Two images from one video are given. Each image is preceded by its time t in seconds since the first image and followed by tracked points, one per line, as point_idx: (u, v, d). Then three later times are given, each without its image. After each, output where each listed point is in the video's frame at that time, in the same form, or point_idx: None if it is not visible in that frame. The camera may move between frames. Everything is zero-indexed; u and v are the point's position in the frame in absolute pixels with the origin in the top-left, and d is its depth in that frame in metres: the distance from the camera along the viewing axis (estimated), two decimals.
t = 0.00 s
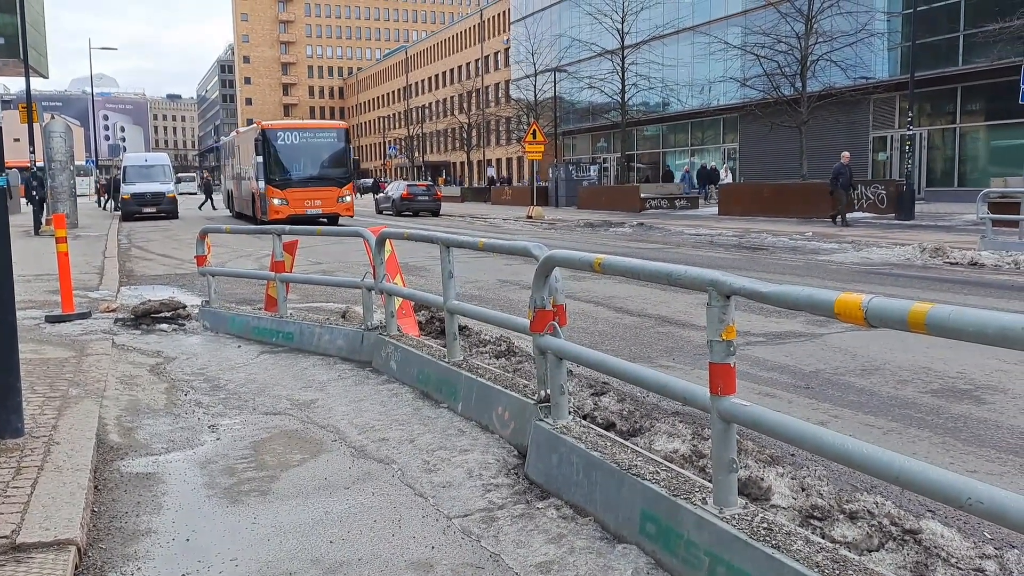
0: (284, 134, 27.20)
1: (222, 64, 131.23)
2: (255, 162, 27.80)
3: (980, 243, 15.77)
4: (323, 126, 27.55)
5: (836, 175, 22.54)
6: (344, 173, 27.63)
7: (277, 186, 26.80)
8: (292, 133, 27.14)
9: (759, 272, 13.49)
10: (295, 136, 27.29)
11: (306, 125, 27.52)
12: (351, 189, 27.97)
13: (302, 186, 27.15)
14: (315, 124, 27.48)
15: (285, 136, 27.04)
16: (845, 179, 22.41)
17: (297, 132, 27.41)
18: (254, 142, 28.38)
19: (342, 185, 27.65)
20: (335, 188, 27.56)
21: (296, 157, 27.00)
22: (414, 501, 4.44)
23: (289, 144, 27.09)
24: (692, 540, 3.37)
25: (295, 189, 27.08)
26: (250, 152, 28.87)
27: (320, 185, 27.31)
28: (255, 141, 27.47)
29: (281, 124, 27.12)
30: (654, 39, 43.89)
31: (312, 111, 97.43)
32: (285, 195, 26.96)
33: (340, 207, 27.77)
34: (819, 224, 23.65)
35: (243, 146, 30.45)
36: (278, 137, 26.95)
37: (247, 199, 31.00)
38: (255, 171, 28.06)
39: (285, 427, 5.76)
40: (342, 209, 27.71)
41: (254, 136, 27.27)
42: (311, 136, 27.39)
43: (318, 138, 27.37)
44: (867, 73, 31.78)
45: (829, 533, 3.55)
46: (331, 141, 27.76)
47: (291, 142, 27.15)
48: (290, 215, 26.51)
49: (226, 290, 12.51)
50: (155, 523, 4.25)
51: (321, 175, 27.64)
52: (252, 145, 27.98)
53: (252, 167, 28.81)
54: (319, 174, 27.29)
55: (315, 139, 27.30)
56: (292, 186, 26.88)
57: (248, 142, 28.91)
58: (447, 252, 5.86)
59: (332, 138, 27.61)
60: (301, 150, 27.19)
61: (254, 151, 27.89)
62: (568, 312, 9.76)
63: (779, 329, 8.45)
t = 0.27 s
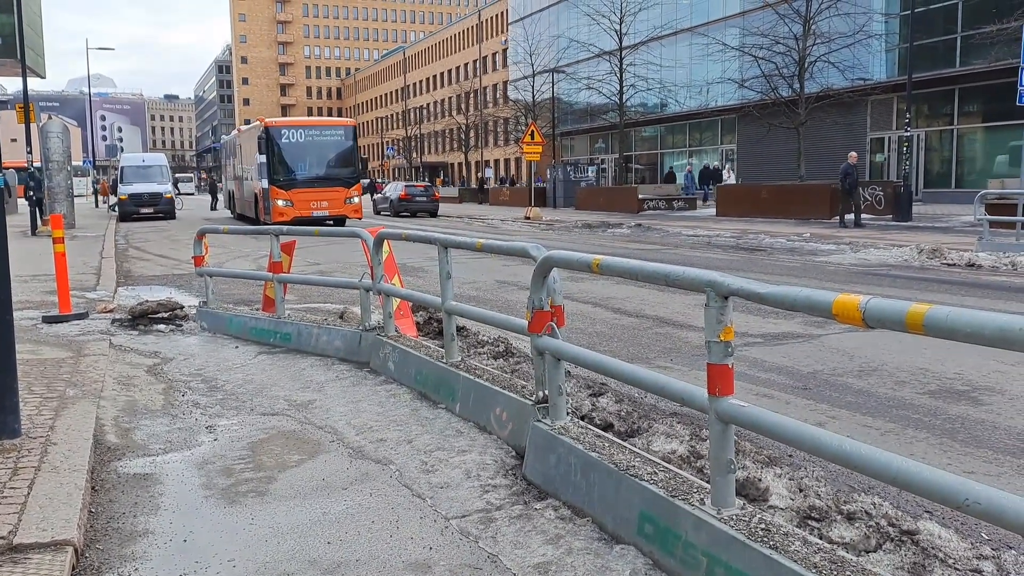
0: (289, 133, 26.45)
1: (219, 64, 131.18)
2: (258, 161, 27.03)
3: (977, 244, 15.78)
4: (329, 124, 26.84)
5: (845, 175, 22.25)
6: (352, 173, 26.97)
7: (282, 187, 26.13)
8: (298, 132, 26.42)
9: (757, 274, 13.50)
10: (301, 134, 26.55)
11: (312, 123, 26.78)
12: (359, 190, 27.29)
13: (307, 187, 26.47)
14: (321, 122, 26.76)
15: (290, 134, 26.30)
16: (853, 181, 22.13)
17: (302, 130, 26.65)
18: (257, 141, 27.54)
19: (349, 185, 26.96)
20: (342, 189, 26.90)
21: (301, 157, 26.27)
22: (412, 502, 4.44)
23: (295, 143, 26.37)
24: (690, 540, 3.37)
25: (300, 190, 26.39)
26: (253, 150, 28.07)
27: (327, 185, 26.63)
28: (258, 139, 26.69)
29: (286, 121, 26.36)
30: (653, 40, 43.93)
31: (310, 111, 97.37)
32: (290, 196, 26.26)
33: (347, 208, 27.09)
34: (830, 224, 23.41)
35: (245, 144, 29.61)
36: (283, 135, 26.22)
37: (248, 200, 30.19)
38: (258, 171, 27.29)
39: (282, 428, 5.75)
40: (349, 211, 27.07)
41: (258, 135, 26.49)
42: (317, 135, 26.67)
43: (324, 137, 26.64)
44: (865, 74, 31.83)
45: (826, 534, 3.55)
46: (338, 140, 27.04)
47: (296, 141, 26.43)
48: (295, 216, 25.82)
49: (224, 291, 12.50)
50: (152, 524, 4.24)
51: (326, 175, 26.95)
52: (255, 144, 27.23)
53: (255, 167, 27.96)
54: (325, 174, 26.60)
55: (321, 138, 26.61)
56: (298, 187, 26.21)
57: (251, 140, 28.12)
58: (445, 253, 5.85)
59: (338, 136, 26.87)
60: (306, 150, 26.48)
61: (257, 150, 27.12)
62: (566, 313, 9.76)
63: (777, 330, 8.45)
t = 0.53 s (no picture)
0: (295, 131, 24.81)
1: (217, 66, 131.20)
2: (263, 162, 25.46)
3: (973, 247, 15.81)
4: (338, 122, 25.27)
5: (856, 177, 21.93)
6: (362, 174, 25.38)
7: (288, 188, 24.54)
8: (305, 131, 24.86)
9: (754, 276, 13.52)
10: (308, 133, 24.91)
11: (320, 121, 25.23)
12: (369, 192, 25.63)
13: (315, 189, 24.83)
14: (330, 121, 25.20)
15: (297, 132, 24.73)
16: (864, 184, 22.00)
17: (309, 129, 25.04)
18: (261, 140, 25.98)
19: (359, 188, 25.32)
20: (351, 191, 25.29)
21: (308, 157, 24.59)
22: (409, 504, 4.43)
23: (301, 142, 24.79)
24: (687, 543, 3.37)
25: (307, 192, 24.76)
26: (257, 150, 26.54)
27: (335, 187, 24.97)
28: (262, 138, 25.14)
29: (292, 119, 24.81)
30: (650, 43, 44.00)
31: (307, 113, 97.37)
32: (296, 199, 24.66)
33: (357, 212, 25.49)
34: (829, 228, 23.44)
35: (249, 143, 28.05)
36: (289, 134, 24.65)
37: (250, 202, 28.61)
38: (262, 171, 25.74)
39: (279, 429, 5.75)
40: (359, 215, 25.42)
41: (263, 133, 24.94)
42: (326, 133, 25.09)
43: (333, 136, 25.04)
44: (862, 78, 31.90)
45: (823, 536, 3.55)
46: (347, 139, 25.45)
47: (303, 140, 24.83)
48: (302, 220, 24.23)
49: (220, 292, 12.48)
50: (148, 526, 4.23)
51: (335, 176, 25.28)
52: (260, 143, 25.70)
53: (259, 167, 26.35)
54: (333, 176, 24.92)
55: (330, 137, 25.04)
56: (304, 189, 24.61)
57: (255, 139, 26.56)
58: (443, 256, 5.84)
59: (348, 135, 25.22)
60: (314, 149, 24.90)
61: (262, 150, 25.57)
62: (564, 315, 9.77)
63: (774, 332, 8.46)
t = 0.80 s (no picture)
0: (303, 130, 22.85)
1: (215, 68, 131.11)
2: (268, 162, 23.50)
3: (971, 249, 15.83)
4: (349, 120, 23.35)
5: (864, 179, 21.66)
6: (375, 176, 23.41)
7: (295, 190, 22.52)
8: (313, 129, 22.91)
9: (752, 278, 13.52)
10: (317, 132, 22.95)
11: (329, 119, 23.28)
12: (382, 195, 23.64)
13: (324, 191, 22.77)
14: (341, 118, 23.29)
15: (305, 131, 22.79)
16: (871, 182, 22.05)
17: (318, 128, 23.07)
18: (266, 139, 24.01)
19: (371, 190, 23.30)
20: (364, 193, 23.30)
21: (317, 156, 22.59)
22: (408, 507, 4.43)
23: (309, 140, 22.82)
24: (686, 545, 3.37)
25: (315, 194, 22.71)
26: (261, 150, 24.58)
27: (347, 189, 22.94)
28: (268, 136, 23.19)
29: (300, 117, 22.88)
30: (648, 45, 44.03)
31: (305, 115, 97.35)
32: (304, 202, 22.61)
33: (369, 216, 23.47)
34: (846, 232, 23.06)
35: (253, 143, 26.08)
36: (296, 132, 22.70)
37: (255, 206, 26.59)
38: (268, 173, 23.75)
39: (277, 432, 5.74)
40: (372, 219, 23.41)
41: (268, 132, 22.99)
42: (335, 132, 23.15)
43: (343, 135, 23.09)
44: (859, 79, 31.94)
45: (822, 538, 3.56)
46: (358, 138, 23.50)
47: (311, 139, 22.87)
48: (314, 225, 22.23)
49: (218, 295, 12.46)
50: (147, 529, 4.23)
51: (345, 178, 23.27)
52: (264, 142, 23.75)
53: (264, 168, 24.35)
54: (344, 177, 22.91)
55: (339, 135, 23.13)
56: (313, 191, 22.64)
57: (259, 137, 24.60)
58: (441, 258, 5.83)
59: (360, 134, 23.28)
60: (322, 148, 22.92)
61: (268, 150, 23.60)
62: (562, 317, 9.76)
63: (773, 334, 8.46)
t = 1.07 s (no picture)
0: (312, 127, 21.36)
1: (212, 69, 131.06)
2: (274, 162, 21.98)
3: (968, 250, 15.85)
4: (361, 116, 21.84)
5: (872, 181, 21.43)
6: (388, 176, 21.97)
7: (305, 192, 21.03)
8: (323, 126, 21.37)
9: (749, 279, 13.54)
10: (327, 129, 21.45)
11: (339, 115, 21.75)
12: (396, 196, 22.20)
13: (335, 192, 21.28)
14: (352, 114, 21.75)
15: (314, 128, 21.26)
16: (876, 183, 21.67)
17: (328, 124, 21.55)
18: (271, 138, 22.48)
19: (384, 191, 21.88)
20: (377, 194, 21.86)
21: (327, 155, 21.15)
22: (405, 508, 4.43)
23: (319, 139, 21.30)
24: (683, 546, 3.37)
25: (325, 196, 21.20)
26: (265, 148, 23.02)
27: (358, 191, 21.50)
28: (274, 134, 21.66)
29: (309, 112, 21.33)
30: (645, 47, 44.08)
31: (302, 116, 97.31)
32: (314, 204, 21.11)
33: (382, 219, 22.02)
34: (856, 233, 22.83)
35: (256, 142, 24.53)
36: (305, 129, 21.16)
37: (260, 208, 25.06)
38: (274, 173, 22.22)
39: (275, 433, 5.74)
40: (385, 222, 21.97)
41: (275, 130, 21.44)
42: (346, 129, 21.63)
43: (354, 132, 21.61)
44: (856, 81, 31.99)
45: (819, 539, 3.56)
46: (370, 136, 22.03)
47: (322, 137, 21.34)
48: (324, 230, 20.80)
49: (215, 296, 12.45)
50: (144, 530, 4.22)
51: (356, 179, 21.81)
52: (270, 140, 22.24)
53: (270, 169, 22.80)
54: (355, 177, 21.46)
55: (351, 133, 21.63)
56: (324, 193, 21.17)
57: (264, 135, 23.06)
58: (439, 259, 5.83)
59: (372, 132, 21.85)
60: (334, 147, 21.44)
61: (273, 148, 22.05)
62: (560, 319, 9.76)
63: (770, 336, 8.46)
